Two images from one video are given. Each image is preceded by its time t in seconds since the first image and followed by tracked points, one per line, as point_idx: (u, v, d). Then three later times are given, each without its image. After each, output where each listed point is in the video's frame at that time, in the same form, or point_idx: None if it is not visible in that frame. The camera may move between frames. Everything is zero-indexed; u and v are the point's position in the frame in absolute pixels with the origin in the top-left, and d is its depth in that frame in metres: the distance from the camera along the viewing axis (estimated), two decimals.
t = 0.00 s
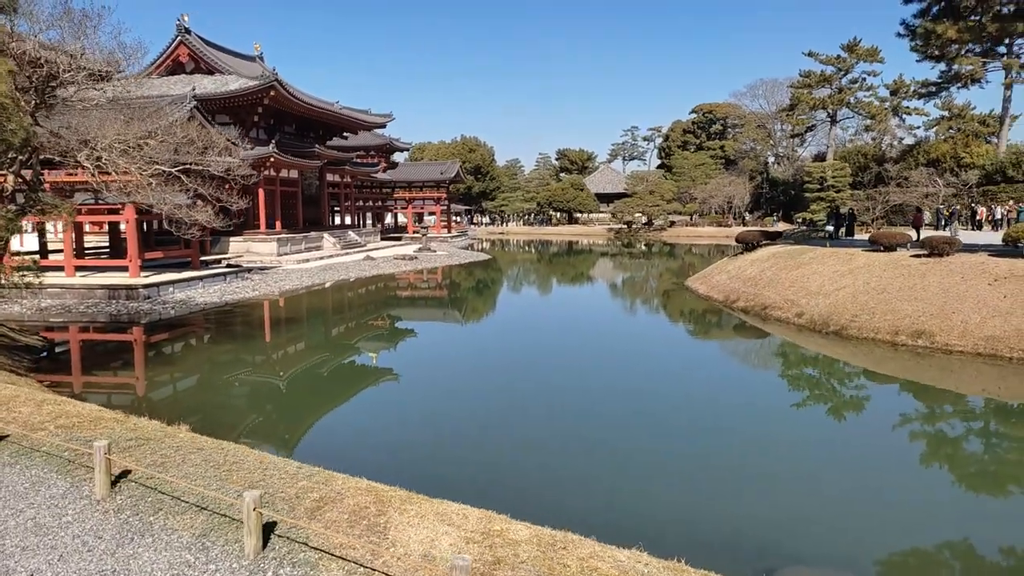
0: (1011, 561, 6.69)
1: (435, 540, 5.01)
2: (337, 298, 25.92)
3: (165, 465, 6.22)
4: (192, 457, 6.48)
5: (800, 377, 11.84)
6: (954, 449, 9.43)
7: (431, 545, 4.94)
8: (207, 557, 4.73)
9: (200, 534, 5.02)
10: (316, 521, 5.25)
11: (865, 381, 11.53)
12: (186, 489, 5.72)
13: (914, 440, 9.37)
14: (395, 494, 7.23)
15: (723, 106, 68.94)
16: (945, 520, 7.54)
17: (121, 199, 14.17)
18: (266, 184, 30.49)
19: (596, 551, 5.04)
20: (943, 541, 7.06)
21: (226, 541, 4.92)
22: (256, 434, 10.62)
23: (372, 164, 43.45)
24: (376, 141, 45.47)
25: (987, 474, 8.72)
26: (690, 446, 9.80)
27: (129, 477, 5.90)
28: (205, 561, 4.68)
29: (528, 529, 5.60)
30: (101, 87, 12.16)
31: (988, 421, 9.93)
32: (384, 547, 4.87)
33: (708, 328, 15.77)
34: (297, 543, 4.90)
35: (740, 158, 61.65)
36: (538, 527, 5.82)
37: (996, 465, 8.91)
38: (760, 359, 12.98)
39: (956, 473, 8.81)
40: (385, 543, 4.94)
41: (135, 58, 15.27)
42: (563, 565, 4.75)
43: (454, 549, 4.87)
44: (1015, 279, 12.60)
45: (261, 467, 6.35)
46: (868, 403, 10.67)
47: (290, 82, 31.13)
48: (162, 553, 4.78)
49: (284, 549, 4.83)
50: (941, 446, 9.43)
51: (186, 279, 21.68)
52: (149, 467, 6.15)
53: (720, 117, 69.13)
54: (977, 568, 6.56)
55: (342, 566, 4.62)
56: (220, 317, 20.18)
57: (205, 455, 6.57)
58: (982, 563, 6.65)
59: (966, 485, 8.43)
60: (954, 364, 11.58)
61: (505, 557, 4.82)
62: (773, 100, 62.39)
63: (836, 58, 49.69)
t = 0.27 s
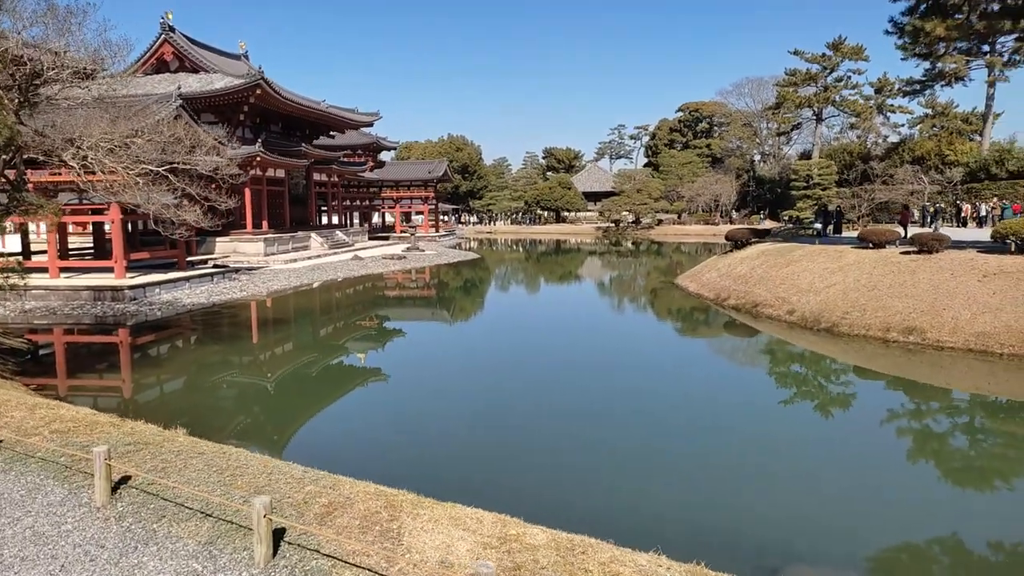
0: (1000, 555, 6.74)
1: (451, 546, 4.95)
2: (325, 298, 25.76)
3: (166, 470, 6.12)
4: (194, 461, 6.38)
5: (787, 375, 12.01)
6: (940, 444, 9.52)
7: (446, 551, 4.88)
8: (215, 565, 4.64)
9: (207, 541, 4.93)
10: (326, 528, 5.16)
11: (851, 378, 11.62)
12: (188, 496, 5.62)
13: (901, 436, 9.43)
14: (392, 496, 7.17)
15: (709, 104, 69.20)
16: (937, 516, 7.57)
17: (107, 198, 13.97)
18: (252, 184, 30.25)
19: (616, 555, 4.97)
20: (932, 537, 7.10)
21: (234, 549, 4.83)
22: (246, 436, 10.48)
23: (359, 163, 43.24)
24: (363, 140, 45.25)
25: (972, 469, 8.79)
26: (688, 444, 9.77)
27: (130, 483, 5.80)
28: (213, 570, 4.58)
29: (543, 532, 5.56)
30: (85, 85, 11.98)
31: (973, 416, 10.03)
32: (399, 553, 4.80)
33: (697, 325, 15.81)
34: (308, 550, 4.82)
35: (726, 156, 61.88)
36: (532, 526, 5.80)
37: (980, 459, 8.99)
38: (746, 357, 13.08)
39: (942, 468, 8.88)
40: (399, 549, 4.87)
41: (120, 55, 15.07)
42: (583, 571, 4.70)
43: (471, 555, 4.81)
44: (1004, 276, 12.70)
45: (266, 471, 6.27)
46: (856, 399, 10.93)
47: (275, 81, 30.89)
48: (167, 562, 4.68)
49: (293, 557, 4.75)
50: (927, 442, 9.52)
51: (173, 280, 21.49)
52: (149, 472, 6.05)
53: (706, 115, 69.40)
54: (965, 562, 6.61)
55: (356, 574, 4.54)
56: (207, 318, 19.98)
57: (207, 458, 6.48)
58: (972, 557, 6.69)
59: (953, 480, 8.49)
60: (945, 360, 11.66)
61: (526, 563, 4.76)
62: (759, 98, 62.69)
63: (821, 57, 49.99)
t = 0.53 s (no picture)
0: (989, 556, 6.76)
1: (468, 559, 4.90)
2: (312, 302, 25.59)
3: (166, 481, 6.01)
4: (195, 472, 6.26)
5: (775, 376, 12.05)
6: (926, 445, 9.55)
7: (464, 564, 4.82)
8: None
9: (213, 555, 4.82)
10: (336, 540, 5.08)
11: (836, 379, 11.70)
12: (191, 508, 5.51)
13: (888, 438, 9.46)
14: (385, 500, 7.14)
15: (695, 108, 69.57)
16: (926, 517, 7.58)
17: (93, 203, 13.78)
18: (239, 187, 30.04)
19: (635, 565, 4.90)
20: (921, 537, 7.11)
21: (241, 563, 4.73)
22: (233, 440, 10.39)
23: (347, 166, 43.07)
24: (350, 144, 45.08)
25: (956, 470, 8.85)
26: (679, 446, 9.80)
27: (128, 494, 5.68)
28: None
29: (553, 542, 5.51)
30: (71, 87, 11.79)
31: (958, 417, 10.12)
32: (414, 566, 4.73)
33: (688, 328, 15.84)
34: (318, 565, 4.74)
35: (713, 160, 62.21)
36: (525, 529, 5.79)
37: (963, 460, 9.07)
38: (734, 358, 13.13)
39: (928, 468, 8.93)
40: (413, 562, 4.80)
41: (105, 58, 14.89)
42: None
43: (488, 568, 4.76)
44: (992, 278, 12.82)
45: (269, 481, 6.17)
46: (840, 400, 10.95)
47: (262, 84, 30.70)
48: None
49: (304, 571, 4.66)
50: (912, 443, 9.56)
51: (159, 284, 21.29)
52: (148, 483, 5.94)
53: (692, 119, 69.75)
54: (955, 563, 6.62)
55: None
56: (194, 323, 19.78)
57: (209, 468, 6.37)
58: (961, 558, 6.71)
59: (938, 480, 8.54)
60: (934, 362, 11.72)
61: (540, 573, 4.71)
62: (744, 102, 63.10)
63: (806, 61, 50.38)
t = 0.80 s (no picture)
0: (974, 560, 6.79)
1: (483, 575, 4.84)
2: (297, 309, 25.40)
3: (166, 497, 5.90)
4: (195, 486, 6.15)
5: (760, 382, 12.11)
6: (909, 450, 9.62)
7: None
8: None
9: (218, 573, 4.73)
10: (345, 558, 5.00)
11: (820, 385, 11.80)
12: (192, 524, 5.42)
13: (871, 443, 9.52)
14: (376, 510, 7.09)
15: (680, 115, 70.01)
16: (911, 522, 7.60)
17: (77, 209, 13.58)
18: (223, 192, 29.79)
19: None
20: (907, 542, 7.11)
21: None
22: (220, 447, 10.31)
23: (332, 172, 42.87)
24: (335, 149, 44.90)
25: (939, 474, 8.92)
26: (670, 452, 9.80)
27: (126, 510, 5.57)
28: None
29: (568, 558, 5.39)
30: (55, 92, 11.62)
31: (940, 421, 10.22)
32: None
33: (674, 334, 15.94)
34: None
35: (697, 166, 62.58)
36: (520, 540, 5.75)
37: (945, 464, 9.14)
38: (719, 364, 13.20)
39: (911, 473, 8.99)
40: None
41: (89, 62, 14.72)
42: None
43: None
44: (978, 284, 12.94)
45: (272, 496, 6.06)
46: (823, 406, 11.01)
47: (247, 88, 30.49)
48: None
49: None
50: (896, 447, 9.62)
51: (143, 291, 21.08)
52: (146, 498, 5.83)
53: (677, 126, 70.18)
54: (941, 568, 6.63)
55: None
56: (179, 330, 19.57)
57: (209, 482, 6.27)
58: (947, 562, 6.72)
59: (921, 485, 8.59)
60: (922, 367, 11.81)
61: None
62: (728, 109, 63.58)
63: (789, 69, 50.86)
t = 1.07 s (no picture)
0: (957, 560, 6.84)
1: None
2: (281, 312, 25.18)
3: (164, 507, 5.78)
4: (194, 497, 6.03)
5: (744, 383, 12.18)
6: (891, 450, 9.69)
7: None
8: None
9: None
10: (353, 570, 4.92)
11: (802, 387, 11.88)
12: (192, 536, 5.31)
13: (853, 443, 9.59)
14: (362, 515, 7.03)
15: (663, 118, 70.33)
16: (895, 522, 7.66)
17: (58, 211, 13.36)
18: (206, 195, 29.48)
19: None
20: (892, 542, 7.14)
21: None
22: (204, 451, 10.18)
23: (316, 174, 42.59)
24: (319, 151, 44.60)
25: (920, 473, 8.99)
26: (657, 454, 9.80)
27: (123, 522, 5.45)
28: None
29: (586, 569, 5.33)
30: (36, 92, 11.42)
31: (921, 422, 10.32)
32: None
33: (660, 336, 15.98)
34: None
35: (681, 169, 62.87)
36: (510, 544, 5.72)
37: (926, 464, 9.22)
38: (702, 366, 13.28)
39: (893, 473, 9.06)
40: None
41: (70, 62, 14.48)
42: None
43: None
44: (963, 286, 13.07)
45: (272, 506, 5.96)
46: (806, 407, 11.07)
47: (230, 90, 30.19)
48: None
49: None
50: (878, 447, 9.69)
51: (125, 295, 20.82)
52: (143, 509, 5.71)
53: (660, 129, 70.49)
54: (926, 568, 6.68)
55: None
56: (162, 334, 19.31)
57: (208, 492, 6.15)
58: (932, 562, 6.76)
59: (903, 485, 8.66)
60: (908, 368, 11.91)
61: None
62: (711, 112, 63.96)
63: (772, 73, 51.24)
